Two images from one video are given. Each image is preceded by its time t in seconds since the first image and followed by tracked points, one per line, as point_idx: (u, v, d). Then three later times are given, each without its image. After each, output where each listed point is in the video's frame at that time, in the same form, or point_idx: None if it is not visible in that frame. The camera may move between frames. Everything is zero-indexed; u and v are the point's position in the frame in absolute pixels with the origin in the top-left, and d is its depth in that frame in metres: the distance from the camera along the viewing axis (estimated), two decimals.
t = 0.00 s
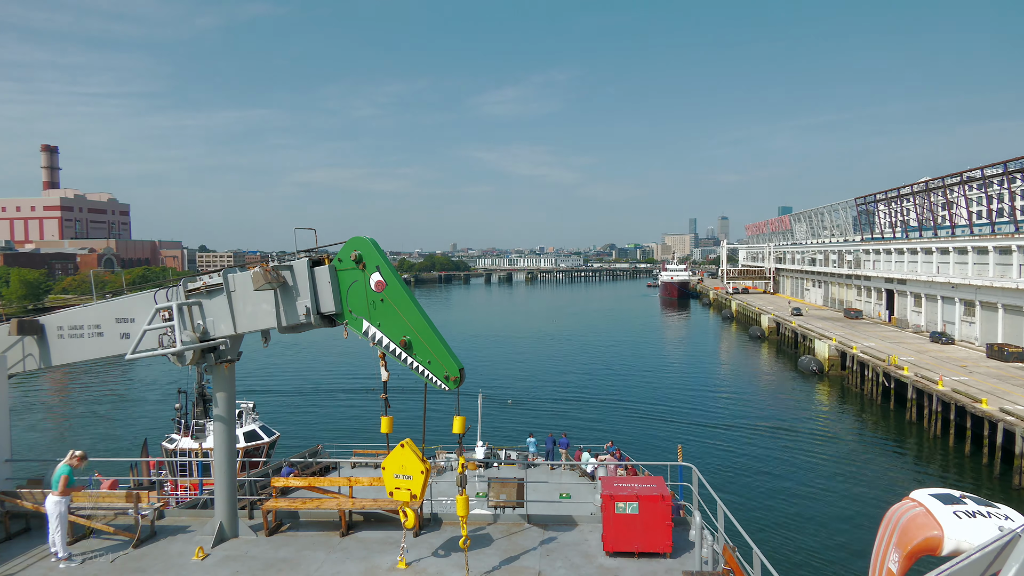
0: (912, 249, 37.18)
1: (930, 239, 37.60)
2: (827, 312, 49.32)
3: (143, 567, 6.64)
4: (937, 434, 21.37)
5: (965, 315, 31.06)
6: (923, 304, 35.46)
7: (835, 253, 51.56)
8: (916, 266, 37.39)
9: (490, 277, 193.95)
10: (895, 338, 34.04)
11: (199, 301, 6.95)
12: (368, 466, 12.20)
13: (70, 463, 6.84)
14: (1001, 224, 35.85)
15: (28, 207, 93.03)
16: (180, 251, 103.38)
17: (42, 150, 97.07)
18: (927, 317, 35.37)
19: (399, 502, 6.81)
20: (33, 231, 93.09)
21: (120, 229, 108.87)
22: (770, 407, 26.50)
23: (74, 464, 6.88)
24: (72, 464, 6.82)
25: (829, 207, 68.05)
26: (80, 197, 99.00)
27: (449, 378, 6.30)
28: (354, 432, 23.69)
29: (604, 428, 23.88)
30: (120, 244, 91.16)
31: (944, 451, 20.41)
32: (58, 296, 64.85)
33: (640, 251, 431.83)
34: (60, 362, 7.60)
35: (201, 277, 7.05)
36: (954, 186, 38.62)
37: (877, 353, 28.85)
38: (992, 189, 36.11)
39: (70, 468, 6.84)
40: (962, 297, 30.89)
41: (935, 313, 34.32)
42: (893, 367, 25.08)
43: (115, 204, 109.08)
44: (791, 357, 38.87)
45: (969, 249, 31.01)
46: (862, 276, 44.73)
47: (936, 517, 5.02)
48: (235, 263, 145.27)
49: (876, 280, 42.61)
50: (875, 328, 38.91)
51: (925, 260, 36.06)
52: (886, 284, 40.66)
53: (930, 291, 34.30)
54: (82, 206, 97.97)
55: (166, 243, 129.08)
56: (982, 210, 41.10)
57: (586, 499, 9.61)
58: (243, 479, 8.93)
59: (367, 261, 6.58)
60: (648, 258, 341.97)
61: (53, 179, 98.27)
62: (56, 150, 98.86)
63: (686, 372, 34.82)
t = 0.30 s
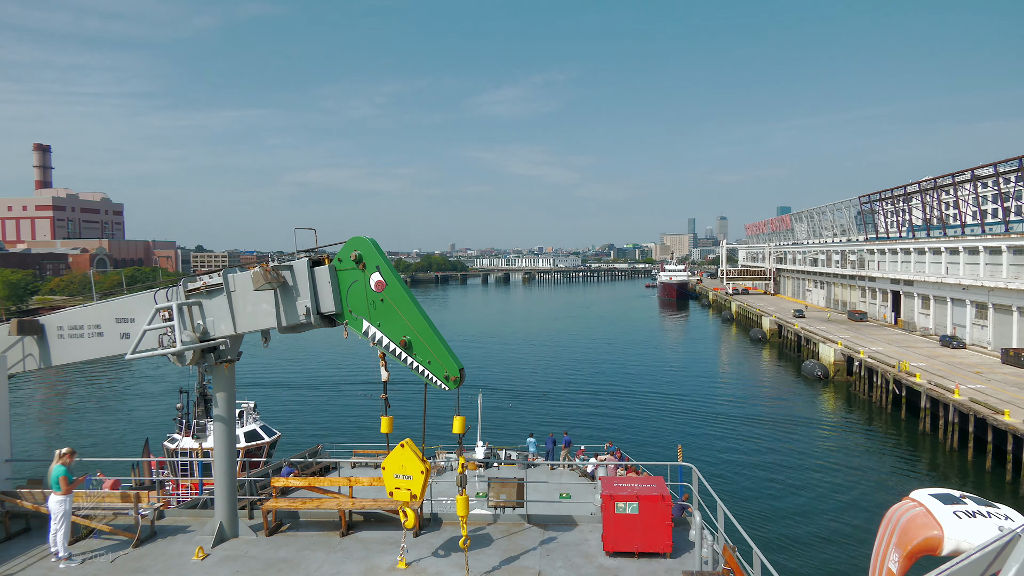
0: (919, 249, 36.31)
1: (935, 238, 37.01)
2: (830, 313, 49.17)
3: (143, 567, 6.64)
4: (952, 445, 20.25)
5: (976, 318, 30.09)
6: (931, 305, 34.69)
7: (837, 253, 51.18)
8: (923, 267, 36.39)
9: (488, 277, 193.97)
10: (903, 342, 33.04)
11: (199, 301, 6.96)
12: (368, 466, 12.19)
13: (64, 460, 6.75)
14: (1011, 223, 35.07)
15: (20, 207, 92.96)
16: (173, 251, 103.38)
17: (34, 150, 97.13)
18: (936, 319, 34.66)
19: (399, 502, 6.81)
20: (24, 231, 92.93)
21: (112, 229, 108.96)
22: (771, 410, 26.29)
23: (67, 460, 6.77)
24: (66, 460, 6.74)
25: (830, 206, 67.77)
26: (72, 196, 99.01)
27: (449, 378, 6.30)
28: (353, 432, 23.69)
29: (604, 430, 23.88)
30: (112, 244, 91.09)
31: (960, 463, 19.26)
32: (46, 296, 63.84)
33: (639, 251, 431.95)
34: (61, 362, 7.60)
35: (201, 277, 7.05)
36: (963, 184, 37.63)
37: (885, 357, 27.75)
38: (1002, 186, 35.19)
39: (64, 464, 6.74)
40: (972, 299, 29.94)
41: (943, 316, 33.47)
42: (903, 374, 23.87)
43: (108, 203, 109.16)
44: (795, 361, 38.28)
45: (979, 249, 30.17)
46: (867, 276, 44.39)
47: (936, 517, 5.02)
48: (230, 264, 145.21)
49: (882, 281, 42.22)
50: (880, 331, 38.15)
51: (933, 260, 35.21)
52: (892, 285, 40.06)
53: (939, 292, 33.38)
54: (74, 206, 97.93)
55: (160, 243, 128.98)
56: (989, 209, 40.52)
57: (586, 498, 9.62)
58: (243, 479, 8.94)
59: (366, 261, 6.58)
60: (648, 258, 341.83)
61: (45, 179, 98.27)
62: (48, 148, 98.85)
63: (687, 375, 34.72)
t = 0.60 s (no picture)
0: (927, 249, 35.51)
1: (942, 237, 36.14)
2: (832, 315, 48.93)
3: (143, 567, 6.63)
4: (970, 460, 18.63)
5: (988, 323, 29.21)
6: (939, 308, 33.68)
7: (840, 252, 50.82)
8: (930, 267, 35.48)
9: (487, 277, 193.76)
10: (911, 346, 31.85)
11: (199, 301, 6.96)
12: (368, 466, 12.19)
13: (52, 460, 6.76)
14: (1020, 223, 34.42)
15: (11, 206, 92.95)
16: (165, 251, 103.29)
17: (26, 148, 96.95)
18: (944, 322, 33.66)
19: (399, 502, 6.81)
20: (16, 230, 92.87)
21: (105, 228, 108.99)
22: (771, 412, 26.00)
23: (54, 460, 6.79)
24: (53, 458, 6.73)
25: (831, 205, 67.26)
26: (64, 195, 99.01)
27: (449, 378, 6.30)
28: (353, 432, 23.69)
29: (604, 430, 23.87)
30: (105, 244, 90.96)
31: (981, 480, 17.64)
32: (32, 297, 62.93)
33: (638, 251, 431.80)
34: (60, 362, 7.60)
35: (201, 277, 7.05)
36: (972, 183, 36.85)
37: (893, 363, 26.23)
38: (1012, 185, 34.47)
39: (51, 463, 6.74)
40: (984, 302, 29.13)
41: (952, 319, 32.77)
42: (914, 382, 22.31)
43: (100, 202, 109.25)
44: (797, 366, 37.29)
45: (990, 249, 29.43)
46: (872, 277, 43.75)
47: (936, 517, 5.02)
48: (224, 263, 144.77)
49: (886, 282, 41.46)
50: (886, 334, 37.39)
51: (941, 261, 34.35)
52: (897, 286, 39.21)
53: (947, 297, 32.72)
54: (66, 205, 97.86)
55: (153, 243, 128.83)
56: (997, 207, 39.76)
57: (586, 499, 9.61)
58: (242, 479, 8.94)
59: (366, 261, 6.58)
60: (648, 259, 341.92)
61: (37, 178, 98.26)
62: (40, 147, 98.78)
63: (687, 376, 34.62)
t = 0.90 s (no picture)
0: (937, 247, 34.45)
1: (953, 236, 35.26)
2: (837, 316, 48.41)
3: (143, 567, 6.63)
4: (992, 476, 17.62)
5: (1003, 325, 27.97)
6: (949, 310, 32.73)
7: (846, 252, 50.20)
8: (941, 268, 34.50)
9: (486, 277, 193.75)
10: (920, 350, 30.74)
11: (199, 301, 6.95)
12: (368, 466, 12.18)
13: (56, 459, 6.83)
14: None
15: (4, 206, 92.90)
16: (159, 251, 103.29)
17: (19, 147, 96.86)
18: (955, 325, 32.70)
19: (399, 502, 6.81)
20: (9, 229, 92.81)
21: (99, 228, 109.12)
22: (772, 415, 25.90)
23: (57, 459, 6.87)
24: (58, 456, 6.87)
25: (834, 204, 66.62)
26: (57, 194, 99.03)
27: (449, 378, 6.30)
28: (353, 432, 23.69)
29: (604, 432, 23.88)
30: (99, 244, 90.87)
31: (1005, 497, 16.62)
32: (19, 298, 62.37)
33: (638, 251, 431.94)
34: (61, 362, 7.60)
35: (201, 277, 7.05)
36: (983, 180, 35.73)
37: (905, 369, 25.12)
38: None
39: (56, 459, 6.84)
40: (998, 303, 27.95)
41: (963, 321, 31.60)
42: (930, 391, 21.22)
43: (94, 202, 109.41)
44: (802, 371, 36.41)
45: (1003, 249, 28.36)
46: (877, 278, 42.87)
47: (936, 517, 5.02)
48: (220, 263, 144.81)
49: (893, 283, 40.37)
50: (893, 337, 36.36)
51: (952, 261, 33.23)
52: (904, 287, 38.14)
53: (959, 298, 31.48)
54: (60, 204, 97.83)
55: (147, 242, 128.70)
56: (1009, 205, 38.86)
57: (585, 499, 9.61)
58: (243, 479, 8.93)
59: (367, 261, 6.58)
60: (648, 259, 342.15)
61: (30, 177, 98.17)
62: (33, 146, 98.85)
63: (687, 378, 34.58)
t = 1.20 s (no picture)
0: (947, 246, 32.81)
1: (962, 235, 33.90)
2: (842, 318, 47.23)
3: (143, 567, 6.64)
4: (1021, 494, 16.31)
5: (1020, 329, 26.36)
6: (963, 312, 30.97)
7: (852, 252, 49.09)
8: (952, 267, 32.85)
9: (486, 278, 193.66)
10: (933, 355, 29.17)
11: (199, 301, 6.95)
12: (368, 466, 12.19)
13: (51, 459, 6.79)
14: None
15: None
16: (155, 251, 103.36)
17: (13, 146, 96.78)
18: (969, 328, 30.83)
19: (399, 502, 6.81)
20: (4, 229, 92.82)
21: (96, 228, 109.21)
22: (773, 418, 25.79)
23: (52, 459, 6.82)
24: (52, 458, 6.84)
25: (840, 203, 65.41)
26: (53, 194, 99.09)
27: (449, 378, 6.30)
28: (352, 432, 23.69)
29: (604, 433, 23.87)
30: (94, 244, 90.83)
31: None
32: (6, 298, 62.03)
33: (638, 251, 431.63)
34: (61, 362, 7.60)
35: (201, 277, 7.06)
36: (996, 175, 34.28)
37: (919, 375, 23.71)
38: None
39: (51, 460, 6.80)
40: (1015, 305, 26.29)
41: (977, 324, 29.86)
42: (947, 400, 19.88)
43: (91, 201, 109.53)
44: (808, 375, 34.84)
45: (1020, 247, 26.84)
46: (885, 279, 41.12)
47: (936, 517, 5.02)
48: (217, 263, 144.84)
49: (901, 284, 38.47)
50: (902, 340, 34.74)
51: (964, 261, 31.59)
52: (913, 288, 36.34)
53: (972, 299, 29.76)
54: (55, 204, 97.85)
55: (144, 242, 128.66)
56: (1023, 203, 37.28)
57: (585, 499, 9.61)
58: (243, 479, 8.94)
59: (367, 261, 6.58)
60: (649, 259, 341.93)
61: (26, 176, 98.15)
62: (28, 145, 98.88)
63: (688, 379, 34.51)
